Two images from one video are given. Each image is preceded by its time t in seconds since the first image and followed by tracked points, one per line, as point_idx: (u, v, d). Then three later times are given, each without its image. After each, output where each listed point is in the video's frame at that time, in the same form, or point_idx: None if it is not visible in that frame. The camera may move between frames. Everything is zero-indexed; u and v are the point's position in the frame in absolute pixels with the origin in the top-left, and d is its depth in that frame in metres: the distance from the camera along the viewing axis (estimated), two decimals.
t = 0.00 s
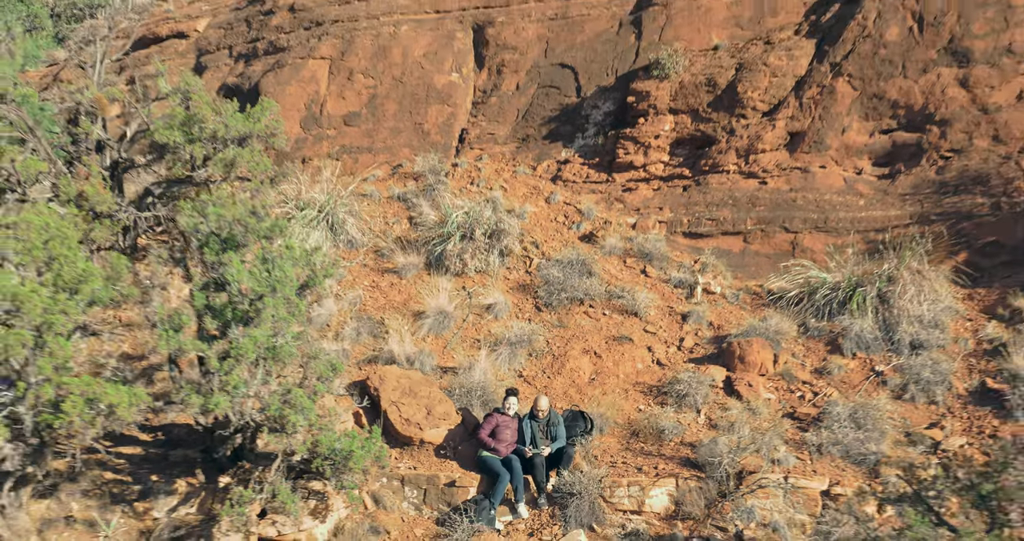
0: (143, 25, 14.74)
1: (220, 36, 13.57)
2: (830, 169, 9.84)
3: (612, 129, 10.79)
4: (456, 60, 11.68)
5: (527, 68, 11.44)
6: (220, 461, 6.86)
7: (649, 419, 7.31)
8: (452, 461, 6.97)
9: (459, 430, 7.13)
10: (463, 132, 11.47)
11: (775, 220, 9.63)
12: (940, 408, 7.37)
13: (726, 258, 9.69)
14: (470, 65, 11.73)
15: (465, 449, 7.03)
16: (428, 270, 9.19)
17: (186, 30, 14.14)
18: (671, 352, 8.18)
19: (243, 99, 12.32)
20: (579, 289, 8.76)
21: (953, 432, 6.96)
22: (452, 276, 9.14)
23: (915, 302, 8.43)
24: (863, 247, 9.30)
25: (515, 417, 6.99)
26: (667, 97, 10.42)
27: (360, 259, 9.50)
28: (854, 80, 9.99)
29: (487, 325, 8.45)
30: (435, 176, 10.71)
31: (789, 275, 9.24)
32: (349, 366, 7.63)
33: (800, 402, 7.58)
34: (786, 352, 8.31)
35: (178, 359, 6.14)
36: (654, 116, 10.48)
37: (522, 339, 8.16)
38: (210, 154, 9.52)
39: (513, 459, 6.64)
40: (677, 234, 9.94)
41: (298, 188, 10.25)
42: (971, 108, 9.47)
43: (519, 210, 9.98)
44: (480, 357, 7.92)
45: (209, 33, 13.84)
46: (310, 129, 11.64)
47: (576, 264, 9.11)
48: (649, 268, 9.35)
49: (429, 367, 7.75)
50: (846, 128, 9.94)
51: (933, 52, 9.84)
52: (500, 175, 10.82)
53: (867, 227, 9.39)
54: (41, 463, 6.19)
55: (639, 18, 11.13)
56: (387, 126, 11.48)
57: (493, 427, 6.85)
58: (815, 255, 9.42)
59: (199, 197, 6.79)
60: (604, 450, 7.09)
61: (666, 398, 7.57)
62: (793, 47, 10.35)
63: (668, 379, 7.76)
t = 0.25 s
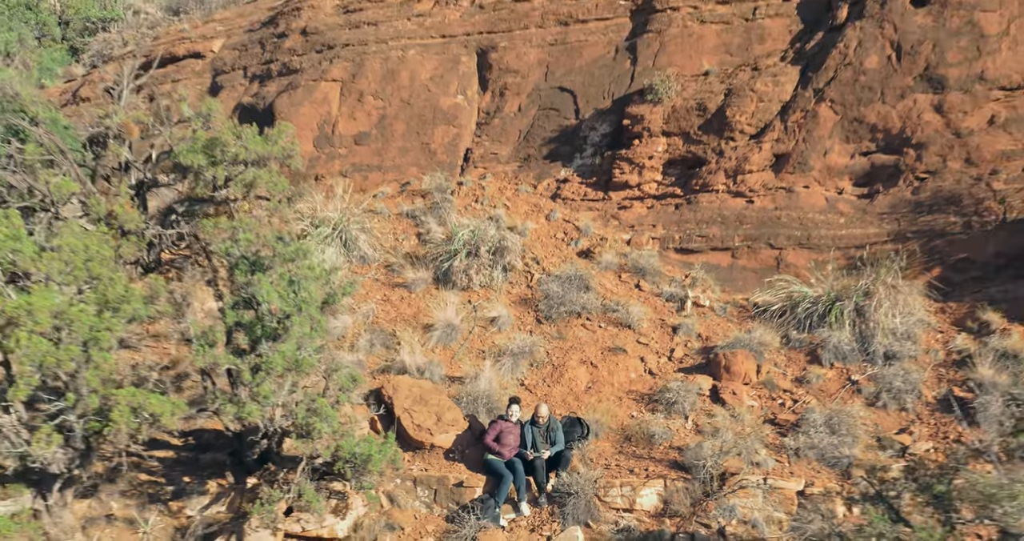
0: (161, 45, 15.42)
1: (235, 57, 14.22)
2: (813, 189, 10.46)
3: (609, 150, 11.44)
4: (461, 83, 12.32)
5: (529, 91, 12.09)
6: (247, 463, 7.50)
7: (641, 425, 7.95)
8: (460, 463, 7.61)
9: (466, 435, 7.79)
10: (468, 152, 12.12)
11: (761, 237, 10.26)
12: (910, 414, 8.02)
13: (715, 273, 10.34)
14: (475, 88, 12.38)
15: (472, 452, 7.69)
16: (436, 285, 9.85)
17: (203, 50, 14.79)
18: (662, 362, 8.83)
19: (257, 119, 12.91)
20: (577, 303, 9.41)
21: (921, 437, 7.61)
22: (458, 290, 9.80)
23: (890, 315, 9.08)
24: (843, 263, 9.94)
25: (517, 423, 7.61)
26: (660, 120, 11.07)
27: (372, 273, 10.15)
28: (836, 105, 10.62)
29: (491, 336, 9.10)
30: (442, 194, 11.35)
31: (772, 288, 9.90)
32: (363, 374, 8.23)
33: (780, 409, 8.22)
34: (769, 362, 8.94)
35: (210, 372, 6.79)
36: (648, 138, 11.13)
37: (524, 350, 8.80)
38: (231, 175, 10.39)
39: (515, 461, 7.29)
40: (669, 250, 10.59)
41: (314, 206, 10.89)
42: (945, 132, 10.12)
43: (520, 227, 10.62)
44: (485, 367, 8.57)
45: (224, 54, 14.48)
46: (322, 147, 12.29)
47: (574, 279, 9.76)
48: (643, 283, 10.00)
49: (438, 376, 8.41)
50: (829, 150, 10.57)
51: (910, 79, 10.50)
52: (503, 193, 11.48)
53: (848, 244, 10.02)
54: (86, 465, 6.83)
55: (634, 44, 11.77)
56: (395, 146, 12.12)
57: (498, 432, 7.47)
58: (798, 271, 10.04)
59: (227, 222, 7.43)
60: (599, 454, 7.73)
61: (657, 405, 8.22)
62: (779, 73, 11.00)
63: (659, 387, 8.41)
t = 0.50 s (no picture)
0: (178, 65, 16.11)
1: (250, 77, 14.89)
2: (798, 207, 11.12)
3: (606, 169, 12.13)
4: (466, 105, 13.00)
5: (530, 112, 12.76)
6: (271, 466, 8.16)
7: (633, 430, 8.63)
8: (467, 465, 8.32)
9: (472, 440, 8.50)
10: (472, 170, 12.80)
11: (748, 253, 10.92)
12: (883, 420, 8.68)
13: (705, 287, 11.02)
14: (479, 109, 13.05)
15: (478, 455, 8.41)
16: (443, 299, 10.53)
17: (218, 70, 15.45)
18: (654, 371, 9.50)
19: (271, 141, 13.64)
20: (574, 316, 10.08)
21: (891, 442, 8.27)
22: (463, 304, 10.48)
23: (867, 328, 9.70)
24: (824, 278, 10.61)
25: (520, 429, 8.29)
26: (654, 142, 11.75)
27: (383, 287, 10.83)
28: (819, 128, 11.28)
29: (495, 348, 9.78)
30: (448, 210, 12.02)
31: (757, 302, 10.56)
32: (377, 383, 8.88)
33: (763, 415, 8.89)
34: (754, 372, 9.60)
35: (241, 382, 7.47)
36: (643, 159, 11.82)
37: (526, 361, 9.49)
38: (250, 196, 11.09)
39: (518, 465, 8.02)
40: (662, 265, 11.27)
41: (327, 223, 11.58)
42: (921, 155, 10.79)
43: (521, 243, 11.30)
44: (490, 376, 9.25)
45: (238, 74, 15.14)
46: (334, 166, 12.97)
47: (573, 293, 10.43)
48: (637, 296, 10.69)
49: (446, 385, 9.11)
50: (812, 171, 11.23)
51: (889, 104, 11.17)
52: (505, 210, 12.16)
53: (830, 260, 10.67)
54: (125, 467, 7.53)
55: (629, 69, 12.44)
56: (404, 164, 12.77)
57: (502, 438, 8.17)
58: (782, 285, 10.71)
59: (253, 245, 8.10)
60: (595, 457, 8.41)
61: (648, 412, 8.88)
62: (766, 97, 11.67)
63: (651, 395, 9.09)
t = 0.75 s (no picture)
0: (193, 84, 16.80)
1: (263, 97, 15.57)
2: (783, 226, 11.80)
3: (602, 189, 12.83)
4: (470, 126, 13.68)
5: (531, 134, 13.46)
6: (292, 471, 8.86)
7: (627, 437, 9.32)
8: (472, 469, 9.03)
9: (477, 446, 9.21)
10: (476, 189, 13.47)
11: (736, 269, 11.61)
12: (858, 428, 9.38)
13: (696, 301, 11.67)
14: (482, 130, 13.74)
15: (483, 460, 9.12)
16: (449, 313, 11.26)
17: (232, 89, 16.13)
18: (647, 382, 10.19)
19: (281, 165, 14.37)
20: (572, 330, 10.78)
21: (865, 449, 8.97)
22: (468, 318, 11.20)
23: (845, 341, 10.38)
24: (807, 293, 11.29)
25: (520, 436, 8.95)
26: (647, 163, 12.43)
27: (393, 302, 11.55)
28: (803, 151, 11.96)
29: (498, 360, 10.49)
30: (453, 228, 12.71)
31: (745, 316, 11.20)
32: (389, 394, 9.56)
33: (747, 423, 9.59)
34: (740, 383, 10.29)
35: (266, 395, 8.21)
36: (637, 179, 12.52)
37: (527, 372, 10.20)
38: (267, 216, 11.82)
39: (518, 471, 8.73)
40: (655, 279, 11.95)
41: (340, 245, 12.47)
42: (900, 177, 11.48)
43: (522, 259, 12.02)
44: (494, 387, 9.97)
45: (252, 93, 15.81)
46: (344, 184, 13.67)
47: (571, 307, 11.12)
48: (631, 310, 11.39)
49: (453, 395, 9.84)
50: (797, 192, 11.91)
51: (870, 128, 11.84)
52: (508, 228, 12.87)
53: (813, 276, 11.35)
54: (159, 472, 8.36)
55: (625, 93, 13.13)
56: (411, 184, 13.46)
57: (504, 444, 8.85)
58: (768, 300, 11.38)
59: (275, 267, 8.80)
60: (591, 462, 9.10)
61: (641, 420, 9.57)
62: (753, 121, 12.36)
63: (644, 404, 9.78)
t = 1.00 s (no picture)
0: (207, 104, 17.52)
1: (274, 118, 16.28)
2: (769, 246, 12.52)
3: (599, 210, 13.57)
4: (473, 149, 14.40)
5: (531, 156, 14.18)
6: (309, 477, 9.54)
7: (620, 447, 10.06)
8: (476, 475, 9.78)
9: (481, 454, 9.95)
10: (479, 209, 14.21)
11: (724, 287, 12.33)
12: (836, 438, 10.09)
13: (687, 317, 12.38)
14: (485, 152, 14.47)
15: (487, 467, 9.86)
16: (454, 328, 12.00)
17: (245, 110, 16.83)
18: (639, 394, 10.92)
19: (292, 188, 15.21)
20: (570, 345, 11.51)
21: (842, 458, 9.70)
22: (471, 333, 11.94)
23: (825, 356, 11.06)
24: (790, 309, 11.99)
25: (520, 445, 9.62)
26: (641, 186, 13.17)
27: (401, 317, 12.31)
28: (788, 175, 12.66)
29: (501, 373, 11.23)
30: (458, 246, 13.44)
31: (732, 332, 11.93)
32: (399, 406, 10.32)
33: (732, 433, 10.29)
34: (726, 395, 10.99)
35: (286, 409, 8.92)
36: (632, 201, 13.25)
37: (528, 385, 10.94)
38: (283, 236, 12.56)
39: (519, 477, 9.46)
40: (648, 296, 12.68)
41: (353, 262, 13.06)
42: (879, 200, 12.19)
43: (523, 277, 12.78)
44: (497, 399, 10.73)
45: (264, 114, 16.51)
46: (354, 204, 14.43)
47: (569, 323, 11.84)
48: (626, 325, 12.13)
49: (458, 407, 10.60)
50: (782, 213, 12.62)
51: (851, 153, 12.55)
52: (509, 246, 13.61)
53: (796, 293, 12.05)
54: (188, 480, 9.07)
55: (620, 118, 13.85)
56: (417, 204, 14.19)
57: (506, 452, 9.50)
58: (754, 316, 12.07)
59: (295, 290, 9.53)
60: (587, 470, 9.85)
61: (633, 430, 10.31)
62: (742, 146, 13.08)
63: (636, 416, 10.51)
